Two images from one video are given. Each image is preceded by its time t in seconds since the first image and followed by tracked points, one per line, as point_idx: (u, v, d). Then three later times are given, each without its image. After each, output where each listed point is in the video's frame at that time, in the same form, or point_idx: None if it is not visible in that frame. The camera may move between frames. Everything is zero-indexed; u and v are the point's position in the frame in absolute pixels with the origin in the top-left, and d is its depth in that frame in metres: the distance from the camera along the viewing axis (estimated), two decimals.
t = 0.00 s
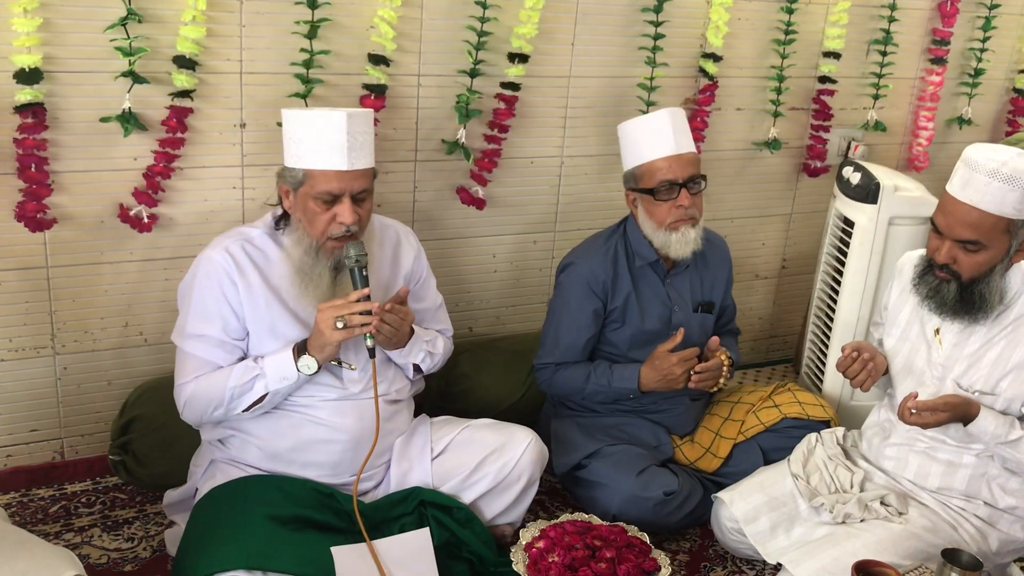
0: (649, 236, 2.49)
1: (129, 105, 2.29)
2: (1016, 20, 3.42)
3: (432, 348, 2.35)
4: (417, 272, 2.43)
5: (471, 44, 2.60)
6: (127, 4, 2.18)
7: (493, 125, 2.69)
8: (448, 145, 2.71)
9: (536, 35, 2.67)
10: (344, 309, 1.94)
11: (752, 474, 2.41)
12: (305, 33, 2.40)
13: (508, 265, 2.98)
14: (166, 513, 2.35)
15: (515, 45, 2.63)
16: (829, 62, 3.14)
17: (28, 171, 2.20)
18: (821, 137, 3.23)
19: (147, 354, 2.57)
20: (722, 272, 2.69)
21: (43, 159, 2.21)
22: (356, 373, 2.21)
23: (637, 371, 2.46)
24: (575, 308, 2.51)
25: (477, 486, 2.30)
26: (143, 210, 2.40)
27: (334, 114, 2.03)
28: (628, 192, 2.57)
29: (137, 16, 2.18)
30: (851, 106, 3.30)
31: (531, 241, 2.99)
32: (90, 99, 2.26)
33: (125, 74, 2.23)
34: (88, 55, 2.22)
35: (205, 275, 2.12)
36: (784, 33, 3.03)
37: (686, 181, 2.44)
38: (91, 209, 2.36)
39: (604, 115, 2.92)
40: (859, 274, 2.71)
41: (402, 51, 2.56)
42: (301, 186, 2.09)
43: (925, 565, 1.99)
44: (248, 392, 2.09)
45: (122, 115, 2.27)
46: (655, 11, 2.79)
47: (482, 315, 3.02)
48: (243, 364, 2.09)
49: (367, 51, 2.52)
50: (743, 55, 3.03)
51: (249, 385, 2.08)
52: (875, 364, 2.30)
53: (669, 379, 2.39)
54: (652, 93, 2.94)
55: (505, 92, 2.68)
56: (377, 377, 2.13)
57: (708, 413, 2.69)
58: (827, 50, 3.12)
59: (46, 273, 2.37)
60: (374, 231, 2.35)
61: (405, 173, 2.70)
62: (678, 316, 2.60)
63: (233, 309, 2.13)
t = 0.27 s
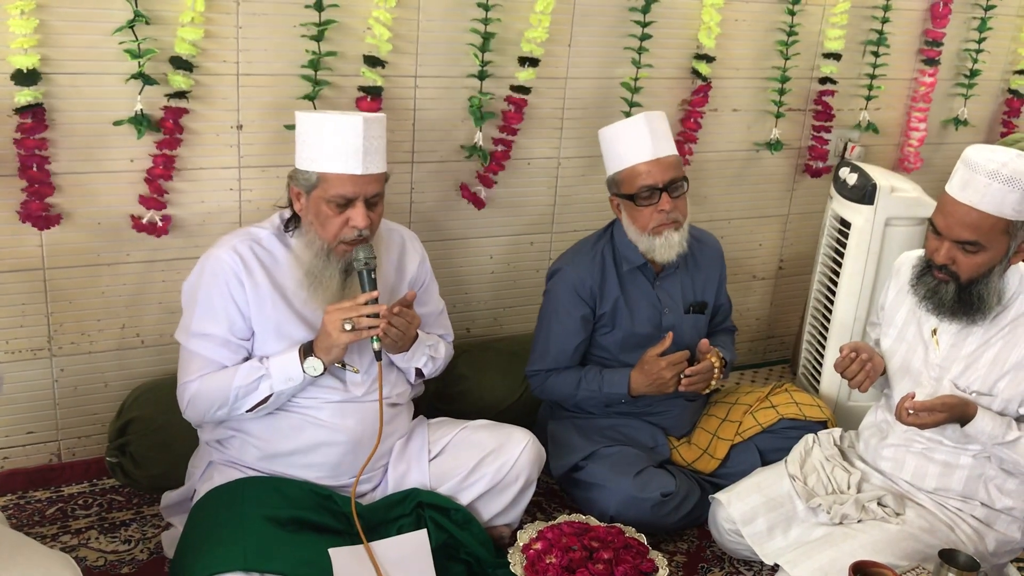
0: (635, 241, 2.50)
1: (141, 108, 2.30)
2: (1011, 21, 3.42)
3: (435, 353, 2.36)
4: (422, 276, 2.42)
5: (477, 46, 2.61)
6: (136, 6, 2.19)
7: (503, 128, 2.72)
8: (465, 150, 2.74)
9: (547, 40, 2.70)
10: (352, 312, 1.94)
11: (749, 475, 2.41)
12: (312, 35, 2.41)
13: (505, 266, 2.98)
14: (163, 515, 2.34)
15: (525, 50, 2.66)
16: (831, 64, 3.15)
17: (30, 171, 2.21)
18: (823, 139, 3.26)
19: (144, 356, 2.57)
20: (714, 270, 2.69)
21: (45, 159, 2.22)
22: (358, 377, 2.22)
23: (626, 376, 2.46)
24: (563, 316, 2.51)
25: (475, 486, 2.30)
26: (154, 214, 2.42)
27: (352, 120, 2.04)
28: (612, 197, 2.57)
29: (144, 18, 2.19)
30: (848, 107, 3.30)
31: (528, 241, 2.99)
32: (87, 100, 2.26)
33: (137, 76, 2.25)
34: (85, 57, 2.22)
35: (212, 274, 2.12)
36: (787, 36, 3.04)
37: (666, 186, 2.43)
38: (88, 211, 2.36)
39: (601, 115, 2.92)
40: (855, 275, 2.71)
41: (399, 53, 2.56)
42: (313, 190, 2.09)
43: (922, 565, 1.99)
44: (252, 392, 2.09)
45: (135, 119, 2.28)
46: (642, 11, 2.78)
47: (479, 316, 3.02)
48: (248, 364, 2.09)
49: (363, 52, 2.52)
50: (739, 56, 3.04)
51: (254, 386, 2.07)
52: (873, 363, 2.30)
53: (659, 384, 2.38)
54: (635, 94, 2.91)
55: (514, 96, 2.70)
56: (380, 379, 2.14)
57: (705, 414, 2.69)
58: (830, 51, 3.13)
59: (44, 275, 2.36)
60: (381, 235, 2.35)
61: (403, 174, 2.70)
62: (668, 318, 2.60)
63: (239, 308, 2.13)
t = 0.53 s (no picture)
0: (631, 245, 2.50)
1: (147, 111, 2.31)
2: (1011, 22, 3.43)
3: (440, 357, 2.37)
4: (429, 281, 2.43)
5: (484, 47, 2.62)
6: (145, 8, 2.21)
7: (493, 126, 2.70)
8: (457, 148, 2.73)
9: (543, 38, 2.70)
10: (360, 316, 1.94)
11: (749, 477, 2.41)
12: (318, 37, 2.43)
13: (506, 267, 2.99)
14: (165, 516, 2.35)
15: (522, 49, 2.65)
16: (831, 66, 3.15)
17: (29, 173, 2.21)
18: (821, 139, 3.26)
19: (145, 358, 2.57)
20: (714, 271, 2.70)
21: (44, 161, 2.22)
22: (363, 379, 2.23)
23: (624, 379, 2.46)
24: (561, 319, 2.51)
25: (475, 488, 2.30)
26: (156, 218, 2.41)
27: (366, 125, 2.04)
28: (610, 201, 2.57)
29: (154, 20, 2.20)
30: (848, 108, 3.31)
31: (529, 242, 2.99)
32: (88, 102, 2.26)
33: (144, 79, 2.26)
34: (87, 59, 2.22)
35: (221, 274, 2.12)
36: (788, 37, 3.05)
37: (661, 190, 2.43)
38: (89, 212, 2.36)
39: (601, 117, 2.92)
40: (855, 275, 2.71)
41: (400, 54, 2.57)
42: (325, 194, 2.10)
43: (923, 566, 2.00)
44: (258, 393, 2.09)
45: (141, 120, 2.29)
46: (635, 12, 2.77)
47: (480, 317, 3.02)
48: (254, 365, 2.09)
49: (364, 54, 2.53)
50: (739, 58, 3.04)
51: (259, 387, 2.08)
52: (874, 364, 2.30)
53: (657, 387, 2.38)
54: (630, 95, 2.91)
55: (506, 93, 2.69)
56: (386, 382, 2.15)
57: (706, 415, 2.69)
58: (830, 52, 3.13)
59: (45, 277, 2.37)
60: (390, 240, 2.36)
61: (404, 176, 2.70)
62: (667, 321, 2.60)
63: (247, 309, 2.13)
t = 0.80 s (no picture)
0: (637, 245, 2.50)
1: (144, 113, 2.31)
2: (1012, 24, 3.43)
3: (443, 363, 2.36)
4: (434, 285, 2.43)
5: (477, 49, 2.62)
6: (141, 10, 2.21)
7: (488, 128, 2.70)
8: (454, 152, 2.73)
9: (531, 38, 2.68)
10: (366, 320, 1.95)
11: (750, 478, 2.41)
12: (319, 39, 2.43)
13: (507, 269, 2.99)
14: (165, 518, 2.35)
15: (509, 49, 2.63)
16: (829, 66, 3.15)
17: (22, 176, 2.20)
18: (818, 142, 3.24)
19: (146, 360, 2.58)
20: (718, 273, 2.70)
21: (37, 164, 2.21)
22: (367, 384, 2.23)
23: (627, 379, 2.46)
24: (566, 317, 2.52)
25: (476, 490, 2.30)
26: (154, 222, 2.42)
27: (380, 132, 2.04)
28: (616, 200, 2.58)
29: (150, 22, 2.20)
30: (848, 109, 3.31)
31: (530, 244, 2.99)
32: (89, 104, 2.26)
33: (138, 79, 2.25)
34: (87, 61, 2.23)
35: (229, 274, 2.12)
36: (786, 38, 3.04)
37: (669, 191, 2.44)
38: (89, 214, 2.36)
39: (601, 118, 2.92)
40: (856, 276, 2.71)
41: (400, 56, 2.57)
42: (335, 198, 2.10)
43: (923, 568, 2.00)
44: (263, 395, 2.09)
45: (135, 121, 2.29)
46: (640, 14, 2.78)
47: (481, 319, 3.02)
48: (260, 367, 2.09)
49: (365, 56, 2.53)
50: (740, 59, 3.04)
51: (265, 389, 2.08)
52: (874, 367, 2.30)
53: (660, 387, 2.38)
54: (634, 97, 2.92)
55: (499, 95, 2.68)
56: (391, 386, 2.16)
57: (707, 416, 2.69)
58: (827, 53, 3.14)
59: (45, 278, 2.37)
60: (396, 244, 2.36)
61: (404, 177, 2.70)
62: (670, 322, 2.60)
63: (253, 310, 2.13)
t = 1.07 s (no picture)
0: (647, 241, 2.50)
1: (128, 113, 2.29)
2: (1012, 24, 3.43)
3: (445, 366, 2.37)
4: (438, 289, 2.43)
5: (472, 52, 2.61)
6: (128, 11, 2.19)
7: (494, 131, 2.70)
8: (456, 154, 2.73)
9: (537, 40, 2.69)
10: (371, 322, 1.95)
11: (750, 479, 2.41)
12: (318, 39, 2.43)
13: (507, 270, 2.99)
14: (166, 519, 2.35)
15: (516, 52, 2.64)
16: (827, 68, 3.15)
17: (9, 179, 2.20)
18: (814, 143, 3.22)
19: (145, 361, 2.58)
20: (723, 274, 2.70)
21: (25, 166, 2.20)
22: (370, 386, 2.23)
23: (634, 375, 2.46)
24: (573, 313, 2.51)
25: (476, 491, 2.30)
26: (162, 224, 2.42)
27: (389, 134, 2.05)
28: (628, 197, 2.57)
29: (136, 23, 2.19)
30: (849, 110, 3.31)
31: (531, 245, 2.99)
32: (88, 105, 2.26)
33: (124, 80, 2.24)
34: (87, 62, 2.23)
35: (234, 274, 2.12)
36: (779, 39, 3.02)
37: (684, 187, 2.44)
38: (88, 215, 2.36)
39: (601, 119, 2.92)
40: (856, 278, 2.71)
41: (400, 57, 2.57)
42: (342, 200, 2.10)
43: (923, 569, 1.99)
44: (266, 395, 2.09)
45: (122, 123, 2.28)
46: (646, 15, 2.79)
47: (481, 320, 3.02)
48: (264, 367, 2.09)
49: (365, 57, 2.53)
50: (740, 60, 3.04)
51: (268, 390, 2.08)
52: (873, 369, 2.30)
53: (666, 384, 2.38)
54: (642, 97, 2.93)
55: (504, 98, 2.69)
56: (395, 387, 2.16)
57: (707, 418, 2.69)
58: (823, 54, 3.13)
59: (44, 279, 2.37)
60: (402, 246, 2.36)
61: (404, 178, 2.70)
62: (676, 321, 2.60)
63: (258, 310, 2.13)
